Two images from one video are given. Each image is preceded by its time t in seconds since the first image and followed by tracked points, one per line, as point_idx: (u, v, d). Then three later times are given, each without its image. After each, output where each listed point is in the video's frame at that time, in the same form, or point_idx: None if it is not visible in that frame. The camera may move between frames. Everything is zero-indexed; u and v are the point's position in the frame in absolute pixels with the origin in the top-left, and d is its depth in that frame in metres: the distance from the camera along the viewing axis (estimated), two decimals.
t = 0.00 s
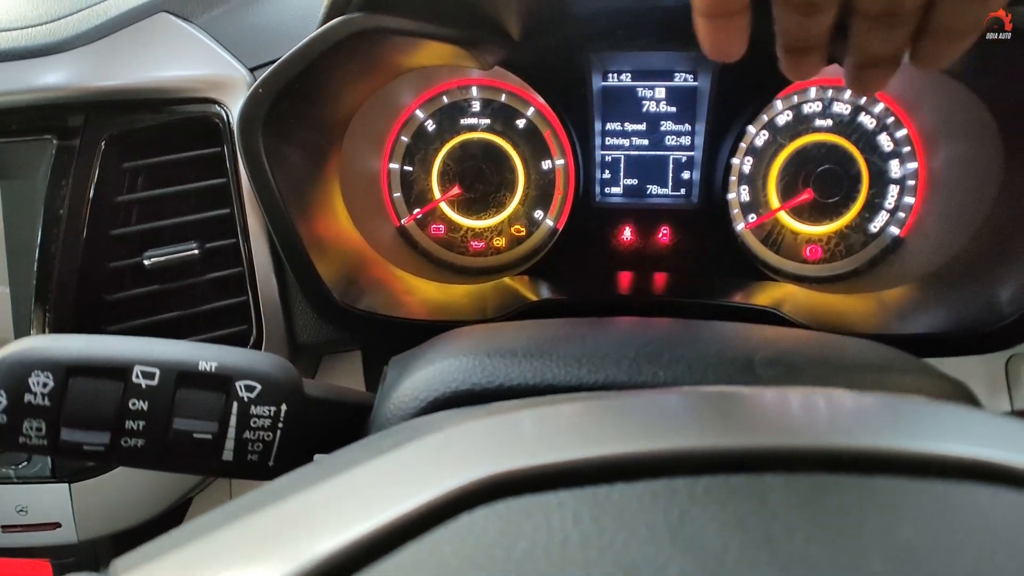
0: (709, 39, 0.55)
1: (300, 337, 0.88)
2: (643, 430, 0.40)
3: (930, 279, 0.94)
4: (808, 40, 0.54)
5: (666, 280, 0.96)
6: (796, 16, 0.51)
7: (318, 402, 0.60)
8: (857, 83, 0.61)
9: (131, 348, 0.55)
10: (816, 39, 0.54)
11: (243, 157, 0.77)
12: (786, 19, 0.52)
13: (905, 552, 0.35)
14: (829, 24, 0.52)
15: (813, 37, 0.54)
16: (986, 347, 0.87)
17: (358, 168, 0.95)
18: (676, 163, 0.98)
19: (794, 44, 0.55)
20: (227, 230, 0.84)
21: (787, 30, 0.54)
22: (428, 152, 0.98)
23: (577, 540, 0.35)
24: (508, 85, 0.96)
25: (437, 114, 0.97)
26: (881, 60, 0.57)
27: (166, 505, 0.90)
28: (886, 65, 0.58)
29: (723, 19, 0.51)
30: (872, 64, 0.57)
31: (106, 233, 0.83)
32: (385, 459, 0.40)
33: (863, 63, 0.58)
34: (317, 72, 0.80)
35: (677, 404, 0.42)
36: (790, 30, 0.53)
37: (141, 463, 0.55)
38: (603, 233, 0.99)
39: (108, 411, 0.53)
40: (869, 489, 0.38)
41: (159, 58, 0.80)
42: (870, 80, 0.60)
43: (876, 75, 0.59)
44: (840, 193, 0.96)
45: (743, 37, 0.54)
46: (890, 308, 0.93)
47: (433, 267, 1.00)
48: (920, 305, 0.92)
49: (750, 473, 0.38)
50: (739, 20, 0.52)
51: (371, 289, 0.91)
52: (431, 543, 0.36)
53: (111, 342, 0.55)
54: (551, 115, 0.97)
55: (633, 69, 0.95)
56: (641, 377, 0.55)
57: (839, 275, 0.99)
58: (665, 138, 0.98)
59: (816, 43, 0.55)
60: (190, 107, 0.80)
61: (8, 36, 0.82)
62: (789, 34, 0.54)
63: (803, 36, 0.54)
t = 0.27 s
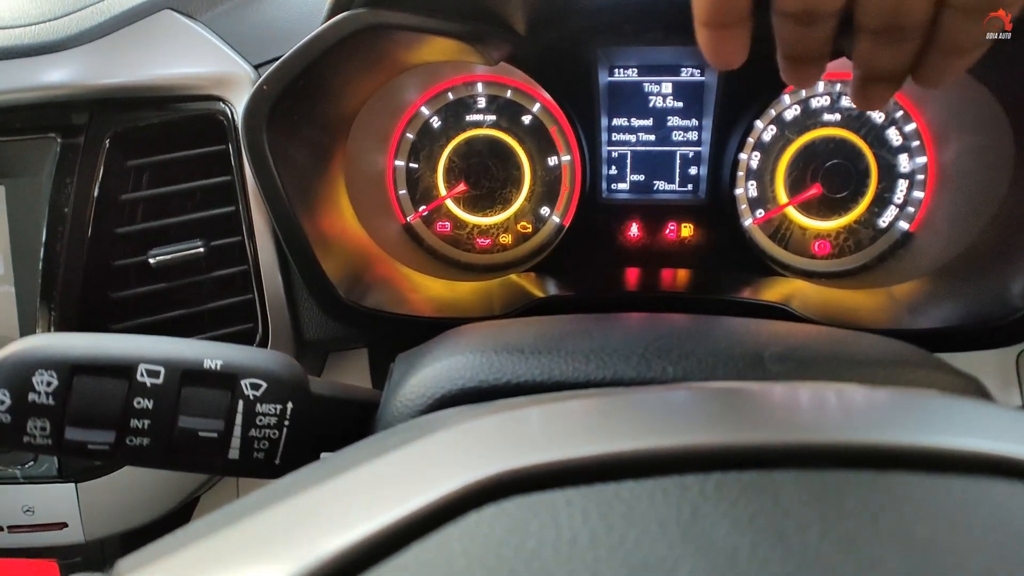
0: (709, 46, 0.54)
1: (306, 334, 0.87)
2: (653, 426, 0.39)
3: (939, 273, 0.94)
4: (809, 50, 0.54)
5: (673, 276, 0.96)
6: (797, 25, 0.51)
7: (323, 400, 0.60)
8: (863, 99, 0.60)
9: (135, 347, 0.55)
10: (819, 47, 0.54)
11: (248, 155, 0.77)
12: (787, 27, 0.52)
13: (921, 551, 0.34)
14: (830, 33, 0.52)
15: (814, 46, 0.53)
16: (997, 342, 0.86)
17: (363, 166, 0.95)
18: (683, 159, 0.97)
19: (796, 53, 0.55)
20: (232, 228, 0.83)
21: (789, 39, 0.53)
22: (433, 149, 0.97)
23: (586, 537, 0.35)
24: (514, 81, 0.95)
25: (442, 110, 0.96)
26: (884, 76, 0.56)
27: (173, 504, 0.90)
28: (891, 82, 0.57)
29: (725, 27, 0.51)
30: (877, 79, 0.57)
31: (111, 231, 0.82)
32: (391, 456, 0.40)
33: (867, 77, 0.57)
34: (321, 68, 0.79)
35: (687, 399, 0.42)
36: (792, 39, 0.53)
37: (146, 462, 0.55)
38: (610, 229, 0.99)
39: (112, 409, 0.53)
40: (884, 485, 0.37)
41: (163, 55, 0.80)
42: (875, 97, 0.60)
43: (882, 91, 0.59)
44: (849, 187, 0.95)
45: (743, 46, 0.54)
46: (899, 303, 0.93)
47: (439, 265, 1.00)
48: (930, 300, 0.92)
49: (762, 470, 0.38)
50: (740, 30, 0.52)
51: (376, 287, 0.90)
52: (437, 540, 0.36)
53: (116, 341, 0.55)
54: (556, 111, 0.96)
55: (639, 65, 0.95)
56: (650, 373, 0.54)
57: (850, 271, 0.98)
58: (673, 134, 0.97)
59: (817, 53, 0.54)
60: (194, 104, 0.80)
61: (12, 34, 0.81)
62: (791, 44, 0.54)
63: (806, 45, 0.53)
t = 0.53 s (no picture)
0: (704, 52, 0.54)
1: (304, 335, 0.88)
2: (647, 425, 0.39)
3: (936, 271, 0.94)
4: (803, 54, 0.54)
5: (670, 275, 0.96)
6: (792, 27, 0.51)
7: (319, 400, 0.60)
8: (859, 102, 0.60)
9: (131, 348, 0.55)
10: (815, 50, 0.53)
11: (245, 156, 0.77)
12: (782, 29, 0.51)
13: (914, 550, 0.34)
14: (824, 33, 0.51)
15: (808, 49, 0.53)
16: (994, 341, 0.86)
17: (360, 166, 0.95)
18: (680, 158, 0.98)
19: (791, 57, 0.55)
20: (230, 228, 0.83)
21: (784, 42, 0.53)
22: (430, 149, 0.97)
23: (579, 537, 0.35)
24: (511, 81, 0.95)
25: (439, 110, 0.96)
26: (881, 76, 0.56)
27: (171, 505, 0.90)
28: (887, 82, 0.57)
29: (721, 28, 0.50)
30: (874, 79, 0.56)
31: (108, 232, 0.83)
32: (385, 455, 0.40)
33: (863, 77, 0.57)
34: (318, 69, 0.79)
35: (681, 398, 0.42)
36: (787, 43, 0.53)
37: (142, 463, 0.55)
38: (607, 229, 0.99)
39: (108, 410, 0.53)
40: (877, 484, 0.37)
41: (159, 56, 0.80)
42: (873, 99, 0.59)
43: (879, 93, 0.58)
44: (846, 186, 0.95)
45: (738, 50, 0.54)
46: (896, 301, 0.93)
47: (437, 264, 1.00)
48: (927, 299, 0.92)
49: (755, 468, 0.38)
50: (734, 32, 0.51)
51: (374, 287, 0.91)
52: (431, 540, 0.36)
53: (111, 342, 0.55)
54: (553, 110, 0.96)
55: (635, 64, 0.95)
56: (646, 372, 0.54)
57: (848, 270, 0.98)
58: (669, 133, 0.98)
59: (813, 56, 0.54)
60: (190, 105, 0.80)
61: (8, 36, 0.81)
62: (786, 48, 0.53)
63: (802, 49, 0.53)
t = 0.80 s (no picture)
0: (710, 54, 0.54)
1: (304, 334, 0.88)
2: (647, 422, 0.39)
3: (936, 269, 0.94)
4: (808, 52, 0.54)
5: (671, 273, 0.96)
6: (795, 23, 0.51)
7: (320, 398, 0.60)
8: (863, 98, 0.60)
9: (131, 346, 0.55)
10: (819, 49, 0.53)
11: (245, 155, 0.77)
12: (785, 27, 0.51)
13: (913, 548, 0.34)
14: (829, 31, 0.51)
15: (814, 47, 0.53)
16: (994, 339, 0.86)
17: (360, 165, 0.95)
18: (680, 156, 0.98)
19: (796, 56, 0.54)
20: (230, 228, 0.84)
21: (788, 41, 0.53)
22: (430, 148, 0.97)
23: (578, 535, 0.35)
24: (511, 79, 0.95)
25: (439, 109, 0.96)
26: (885, 72, 0.56)
27: (172, 504, 0.90)
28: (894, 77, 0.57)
29: (725, 29, 0.50)
30: (878, 75, 0.56)
31: (109, 231, 0.83)
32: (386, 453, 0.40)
33: (867, 73, 0.57)
34: (318, 67, 0.79)
35: (681, 395, 0.42)
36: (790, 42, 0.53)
37: (143, 461, 0.55)
38: (607, 228, 0.99)
39: (108, 409, 0.53)
40: (877, 481, 0.37)
41: (159, 55, 0.80)
42: (877, 94, 0.59)
43: (884, 88, 0.58)
44: (847, 184, 0.95)
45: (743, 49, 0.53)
46: (897, 300, 0.93)
47: (437, 264, 1.00)
48: (927, 296, 0.92)
49: (755, 466, 0.38)
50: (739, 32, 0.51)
51: (374, 286, 0.91)
52: (430, 537, 0.36)
53: (112, 340, 0.55)
54: (553, 109, 0.96)
55: (636, 63, 0.94)
56: (646, 370, 0.54)
57: (848, 268, 0.98)
58: (670, 131, 0.98)
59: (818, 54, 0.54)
60: (191, 104, 0.80)
61: (8, 35, 0.81)
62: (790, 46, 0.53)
63: (805, 46, 0.53)
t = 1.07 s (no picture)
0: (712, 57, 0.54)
1: (305, 333, 0.88)
2: (649, 421, 0.39)
3: (937, 269, 0.94)
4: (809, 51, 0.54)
5: (671, 273, 0.96)
6: (793, 23, 0.51)
7: (321, 398, 0.60)
8: (861, 95, 0.60)
9: (133, 346, 0.55)
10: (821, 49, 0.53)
11: (246, 155, 0.77)
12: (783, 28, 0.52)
13: (915, 545, 0.34)
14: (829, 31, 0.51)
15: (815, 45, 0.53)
16: (994, 338, 0.87)
17: (360, 164, 0.95)
18: (680, 156, 0.98)
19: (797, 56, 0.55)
20: (231, 227, 0.84)
21: (790, 42, 0.53)
22: (431, 148, 0.97)
23: (581, 533, 0.35)
24: (511, 79, 0.95)
25: (439, 109, 0.96)
26: (884, 69, 0.56)
27: (173, 503, 0.90)
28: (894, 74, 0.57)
29: (727, 33, 0.51)
30: (876, 72, 0.56)
31: (110, 231, 0.83)
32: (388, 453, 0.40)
33: (865, 72, 0.57)
34: (318, 67, 0.79)
35: (682, 393, 0.42)
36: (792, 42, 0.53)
37: (145, 461, 0.55)
38: (608, 227, 0.99)
39: (110, 409, 0.53)
40: (878, 478, 0.37)
41: (159, 55, 0.80)
42: (875, 91, 0.59)
43: (882, 85, 0.58)
44: (847, 183, 0.95)
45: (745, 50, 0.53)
46: (897, 299, 0.93)
47: (438, 263, 1.00)
48: (928, 295, 0.92)
49: (757, 464, 0.38)
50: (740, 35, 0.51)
51: (375, 285, 0.91)
52: (433, 536, 0.36)
53: (113, 340, 0.55)
54: (554, 108, 0.96)
55: (636, 62, 0.94)
56: (647, 369, 0.54)
57: (849, 267, 0.98)
58: (670, 130, 0.98)
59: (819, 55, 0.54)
60: (191, 104, 0.80)
61: (9, 35, 0.81)
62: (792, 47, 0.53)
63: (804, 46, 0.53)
